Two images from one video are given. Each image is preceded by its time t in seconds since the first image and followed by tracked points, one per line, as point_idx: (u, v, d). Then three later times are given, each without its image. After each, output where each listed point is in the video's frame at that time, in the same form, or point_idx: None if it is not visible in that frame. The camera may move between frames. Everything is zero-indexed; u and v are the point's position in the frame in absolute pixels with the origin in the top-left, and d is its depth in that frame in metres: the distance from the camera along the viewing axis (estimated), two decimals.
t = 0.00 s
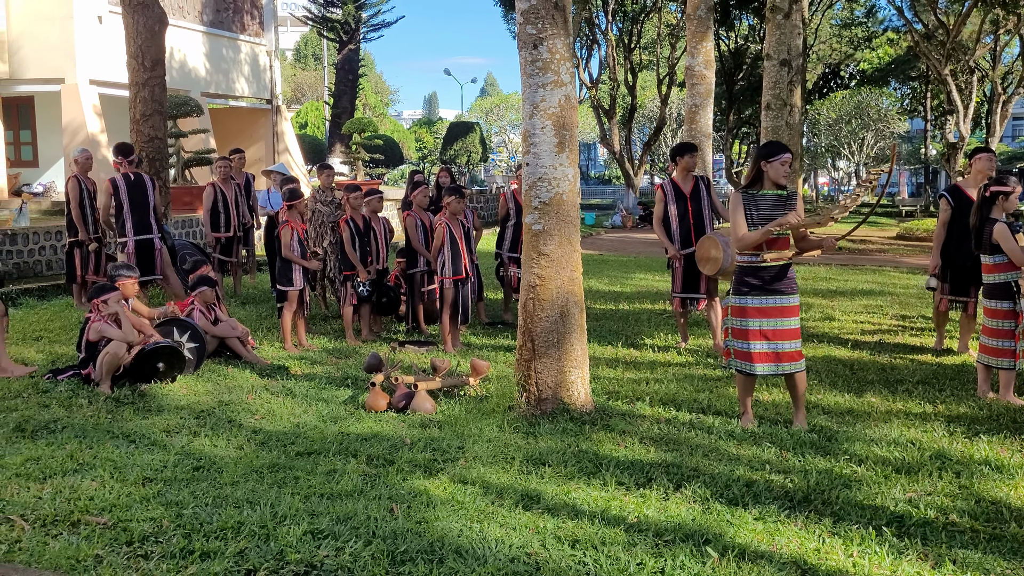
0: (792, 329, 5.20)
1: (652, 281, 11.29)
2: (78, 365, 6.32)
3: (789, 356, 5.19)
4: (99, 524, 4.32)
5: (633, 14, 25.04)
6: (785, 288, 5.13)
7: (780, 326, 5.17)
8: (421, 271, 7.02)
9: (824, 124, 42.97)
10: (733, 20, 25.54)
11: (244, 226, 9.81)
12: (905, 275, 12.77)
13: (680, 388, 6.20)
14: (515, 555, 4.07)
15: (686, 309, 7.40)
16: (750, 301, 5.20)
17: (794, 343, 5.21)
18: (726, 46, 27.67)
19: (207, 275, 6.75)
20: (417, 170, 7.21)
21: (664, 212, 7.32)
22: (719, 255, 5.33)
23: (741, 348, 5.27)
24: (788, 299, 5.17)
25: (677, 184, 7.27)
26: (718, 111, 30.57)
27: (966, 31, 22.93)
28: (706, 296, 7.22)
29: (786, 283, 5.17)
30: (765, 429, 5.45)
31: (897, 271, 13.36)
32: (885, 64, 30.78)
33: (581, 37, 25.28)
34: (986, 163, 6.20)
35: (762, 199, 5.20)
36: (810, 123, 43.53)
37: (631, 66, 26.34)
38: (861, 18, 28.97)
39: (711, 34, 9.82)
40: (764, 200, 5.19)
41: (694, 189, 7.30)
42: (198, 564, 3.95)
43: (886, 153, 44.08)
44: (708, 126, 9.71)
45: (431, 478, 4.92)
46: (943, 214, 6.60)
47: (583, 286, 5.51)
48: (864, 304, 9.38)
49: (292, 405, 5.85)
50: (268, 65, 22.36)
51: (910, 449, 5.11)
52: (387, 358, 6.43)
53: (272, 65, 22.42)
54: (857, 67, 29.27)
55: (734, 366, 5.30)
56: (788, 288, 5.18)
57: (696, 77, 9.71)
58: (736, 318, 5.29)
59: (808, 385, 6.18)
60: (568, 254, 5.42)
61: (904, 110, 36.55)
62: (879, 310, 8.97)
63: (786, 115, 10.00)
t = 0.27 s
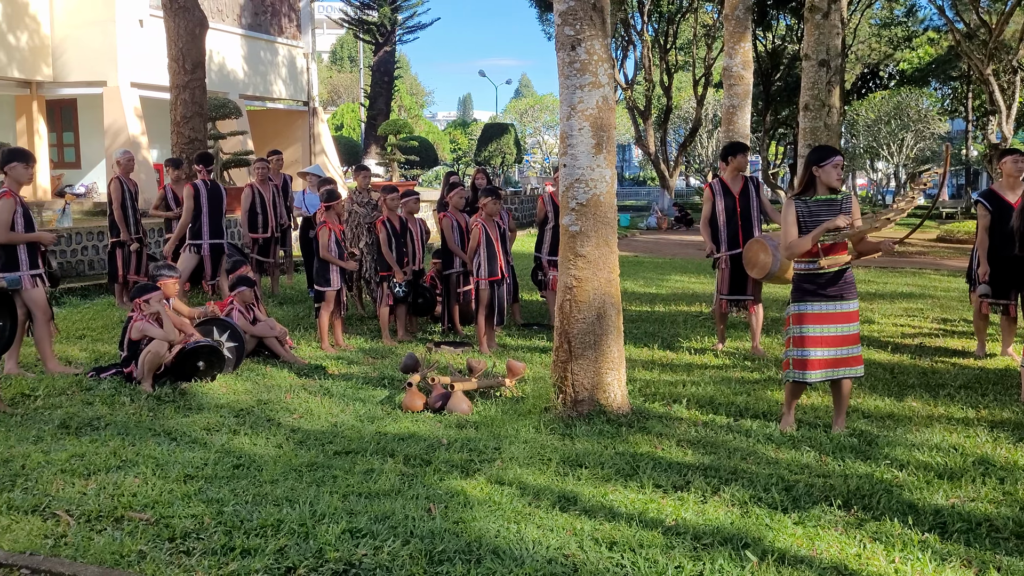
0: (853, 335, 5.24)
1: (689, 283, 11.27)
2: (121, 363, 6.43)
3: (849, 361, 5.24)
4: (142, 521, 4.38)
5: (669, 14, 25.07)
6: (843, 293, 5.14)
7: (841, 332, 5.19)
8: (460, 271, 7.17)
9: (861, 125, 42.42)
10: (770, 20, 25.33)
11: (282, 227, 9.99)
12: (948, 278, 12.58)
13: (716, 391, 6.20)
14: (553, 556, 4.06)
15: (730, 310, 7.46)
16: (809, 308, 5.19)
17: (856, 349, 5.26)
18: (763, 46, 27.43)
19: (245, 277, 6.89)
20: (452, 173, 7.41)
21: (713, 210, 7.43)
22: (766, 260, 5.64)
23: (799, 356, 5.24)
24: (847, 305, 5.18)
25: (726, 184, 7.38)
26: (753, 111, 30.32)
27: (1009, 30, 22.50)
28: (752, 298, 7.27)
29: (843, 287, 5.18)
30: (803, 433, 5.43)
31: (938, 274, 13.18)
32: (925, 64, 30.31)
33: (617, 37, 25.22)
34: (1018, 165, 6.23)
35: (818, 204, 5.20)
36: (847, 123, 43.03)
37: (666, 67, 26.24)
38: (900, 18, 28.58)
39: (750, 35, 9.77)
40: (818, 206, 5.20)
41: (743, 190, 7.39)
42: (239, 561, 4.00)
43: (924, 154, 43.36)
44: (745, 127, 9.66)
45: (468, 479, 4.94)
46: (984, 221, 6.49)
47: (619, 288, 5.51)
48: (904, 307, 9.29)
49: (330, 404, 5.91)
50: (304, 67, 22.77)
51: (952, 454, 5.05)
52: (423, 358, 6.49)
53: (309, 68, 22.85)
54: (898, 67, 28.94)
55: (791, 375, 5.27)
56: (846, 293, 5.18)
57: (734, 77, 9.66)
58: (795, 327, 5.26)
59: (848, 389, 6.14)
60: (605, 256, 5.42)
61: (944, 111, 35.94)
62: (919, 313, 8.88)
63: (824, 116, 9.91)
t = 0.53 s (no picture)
0: (896, 337, 5.19)
1: (723, 285, 11.23)
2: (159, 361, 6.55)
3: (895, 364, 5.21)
4: (181, 517, 4.44)
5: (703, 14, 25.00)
6: (885, 295, 5.10)
7: (884, 336, 5.16)
8: (492, 272, 7.16)
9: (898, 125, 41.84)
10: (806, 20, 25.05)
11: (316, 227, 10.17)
12: (989, 281, 12.38)
13: (752, 393, 6.17)
14: (588, 557, 4.06)
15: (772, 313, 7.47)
16: (852, 311, 5.19)
17: (900, 352, 5.22)
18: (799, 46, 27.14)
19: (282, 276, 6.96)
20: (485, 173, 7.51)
21: (754, 211, 7.41)
22: (811, 262, 6.05)
23: (843, 360, 5.25)
24: (891, 308, 5.14)
25: (769, 185, 7.41)
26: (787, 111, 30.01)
27: None
28: (795, 302, 7.28)
29: (888, 290, 5.14)
30: (840, 437, 5.39)
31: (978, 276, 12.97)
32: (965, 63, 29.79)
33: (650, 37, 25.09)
34: None
35: (861, 205, 5.17)
36: (884, 123, 42.47)
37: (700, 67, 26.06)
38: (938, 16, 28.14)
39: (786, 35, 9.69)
40: (862, 207, 5.17)
41: (787, 191, 7.41)
42: (277, 558, 4.04)
43: (963, 154, 42.60)
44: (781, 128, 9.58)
45: (503, 479, 4.95)
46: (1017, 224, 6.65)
47: (655, 289, 5.49)
48: (942, 309, 9.17)
49: (365, 404, 5.97)
50: (339, 68, 22.98)
51: (992, 459, 4.99)
52: (457, 359, 6.53)
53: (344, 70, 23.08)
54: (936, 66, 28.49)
55: (834, 379, 5.27)
56: (889, 295, 5.14)
57: (770, 78, 9.59)
58: (838, 330, 5.28)
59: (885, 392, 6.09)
60: (640, 257, 5.41)
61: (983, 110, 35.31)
62: (957, 316, 8.77)
63: (861, 116, 9.81)
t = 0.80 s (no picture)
0: (921, 337, 5.15)
1: (754, 285, 11.17)
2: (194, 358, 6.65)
3: (918, 364, 5.13)
4: (216, 512, 4.50)
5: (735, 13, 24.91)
6: (914, 295, 5.08)
7: (908, 334, 5.12)
8: (524, 271, 7.29)
9: (934, 124, 41.26)
10: (840, 18, 24.76)
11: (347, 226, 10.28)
12: None
13: (784, 394, 6.15)
14: (620, 556, 4.06)
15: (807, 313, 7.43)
16: (877, 306, 5.17)
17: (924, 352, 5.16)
18: (832, 45, 26.84)
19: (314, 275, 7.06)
20: (515, 173, 7.57)
21: (787, 212, 7.37)
22: (847, 258, 5.34)
23: (865, 354, 5.23)
24: (918, 307, 5.11)
25: (801, 185, 7.38)
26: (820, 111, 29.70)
27: None
28: (830, 302, 7.24)
29: (916, 289, 5.10)
30: (874, 439, 5.35)
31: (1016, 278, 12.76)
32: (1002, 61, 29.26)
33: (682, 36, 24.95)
34: None
35: (891, 202, 5.16)
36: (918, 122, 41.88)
37: (732, 66, 25.89)
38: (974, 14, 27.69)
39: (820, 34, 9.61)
40: (894, 205, 5.16)
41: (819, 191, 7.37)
42: (311, 553, 4.08)
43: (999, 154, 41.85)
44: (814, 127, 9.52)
45: (534, 478, 4.96)
46: None
47: (687, 289, 5.48)
48: (979, 311, 9.06)
49: (396, 402, 6.01)
50: (371, 69, 23.16)
51: None
52: (488, 358, 6.56)
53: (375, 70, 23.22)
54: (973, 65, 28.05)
55: (854, 372, 5.27)
56: (918, 295, 5.11)
57: (804, 77, 9.53)
58: (861, 324, 5.26)
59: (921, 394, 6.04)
60: (672, 257, 5.40)
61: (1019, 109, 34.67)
62: (995, 318, 8.65)
63: (896, 115, 9.69)
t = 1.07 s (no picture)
0: (936, 340, 5.07)
1: (785, 285, 11.11)
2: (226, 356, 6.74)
3: (932, 366, 5.07)
4: (250, 508, 4.55)
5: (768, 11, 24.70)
6: (928, 296, 5.02)
7: (922, 336, 5.06)
8: (553, 270, 7.23)
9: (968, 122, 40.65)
10: (873, 16, 24.46)
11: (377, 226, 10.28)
12: None
13: (817, 395, 6.12)
14: (652, 556, 4.05)
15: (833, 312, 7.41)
16: (890, 308, 5.13)
17: (939, 355, 5.09)
18: (865, 42, 26.52)
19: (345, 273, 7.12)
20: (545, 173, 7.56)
21: (810, 212, 7.31)
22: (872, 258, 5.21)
23: (877, 356, 5.20)
24: (932, 309, 5.05)
25: (825, 184, 7.31)
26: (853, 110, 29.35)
27: None
28: (854, 300, 7.19)
29: (931, 291, 5.05)
30: (909, 440, 5.31)
31: None
32: None
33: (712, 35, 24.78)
34: None
35: (907, 203, 5.14)
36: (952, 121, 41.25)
37: (763, 65, 25.67)
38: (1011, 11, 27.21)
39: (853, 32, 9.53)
40: (911, 208, 5.13)
41: (843, 190, 7.29)
42: (344, 549, 4.11)
43: None
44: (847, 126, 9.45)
45: (565, 477, 4.97)
46: None
47: (719, 289, 5.46)
48: (1015, 312, 8.95)
49: (427, 400, 6.05)
50: (400, 69, 23.25)
51: None
52: (517, 357, 6.58)
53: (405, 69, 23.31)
54: (1009, 63, 27.60)
55: (864, 373, 5.26)
56: (934, 297, 5.06)
57: (837, 75, 9.46)
58: (874, 325, 5.24)
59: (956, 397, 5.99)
60: (705, 257, 5.39)
61: None
62: None
63: (930, 114, 9.59)
